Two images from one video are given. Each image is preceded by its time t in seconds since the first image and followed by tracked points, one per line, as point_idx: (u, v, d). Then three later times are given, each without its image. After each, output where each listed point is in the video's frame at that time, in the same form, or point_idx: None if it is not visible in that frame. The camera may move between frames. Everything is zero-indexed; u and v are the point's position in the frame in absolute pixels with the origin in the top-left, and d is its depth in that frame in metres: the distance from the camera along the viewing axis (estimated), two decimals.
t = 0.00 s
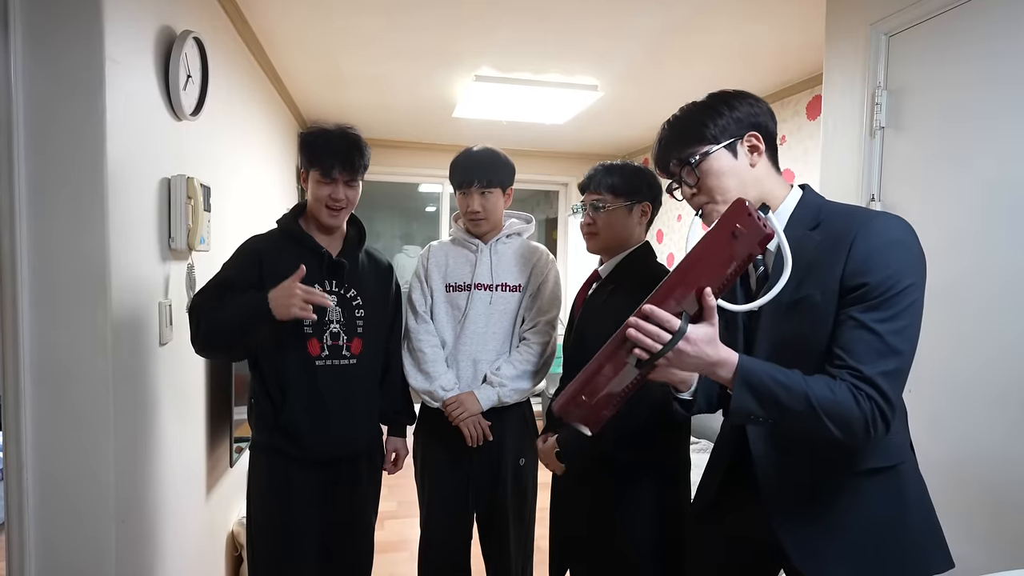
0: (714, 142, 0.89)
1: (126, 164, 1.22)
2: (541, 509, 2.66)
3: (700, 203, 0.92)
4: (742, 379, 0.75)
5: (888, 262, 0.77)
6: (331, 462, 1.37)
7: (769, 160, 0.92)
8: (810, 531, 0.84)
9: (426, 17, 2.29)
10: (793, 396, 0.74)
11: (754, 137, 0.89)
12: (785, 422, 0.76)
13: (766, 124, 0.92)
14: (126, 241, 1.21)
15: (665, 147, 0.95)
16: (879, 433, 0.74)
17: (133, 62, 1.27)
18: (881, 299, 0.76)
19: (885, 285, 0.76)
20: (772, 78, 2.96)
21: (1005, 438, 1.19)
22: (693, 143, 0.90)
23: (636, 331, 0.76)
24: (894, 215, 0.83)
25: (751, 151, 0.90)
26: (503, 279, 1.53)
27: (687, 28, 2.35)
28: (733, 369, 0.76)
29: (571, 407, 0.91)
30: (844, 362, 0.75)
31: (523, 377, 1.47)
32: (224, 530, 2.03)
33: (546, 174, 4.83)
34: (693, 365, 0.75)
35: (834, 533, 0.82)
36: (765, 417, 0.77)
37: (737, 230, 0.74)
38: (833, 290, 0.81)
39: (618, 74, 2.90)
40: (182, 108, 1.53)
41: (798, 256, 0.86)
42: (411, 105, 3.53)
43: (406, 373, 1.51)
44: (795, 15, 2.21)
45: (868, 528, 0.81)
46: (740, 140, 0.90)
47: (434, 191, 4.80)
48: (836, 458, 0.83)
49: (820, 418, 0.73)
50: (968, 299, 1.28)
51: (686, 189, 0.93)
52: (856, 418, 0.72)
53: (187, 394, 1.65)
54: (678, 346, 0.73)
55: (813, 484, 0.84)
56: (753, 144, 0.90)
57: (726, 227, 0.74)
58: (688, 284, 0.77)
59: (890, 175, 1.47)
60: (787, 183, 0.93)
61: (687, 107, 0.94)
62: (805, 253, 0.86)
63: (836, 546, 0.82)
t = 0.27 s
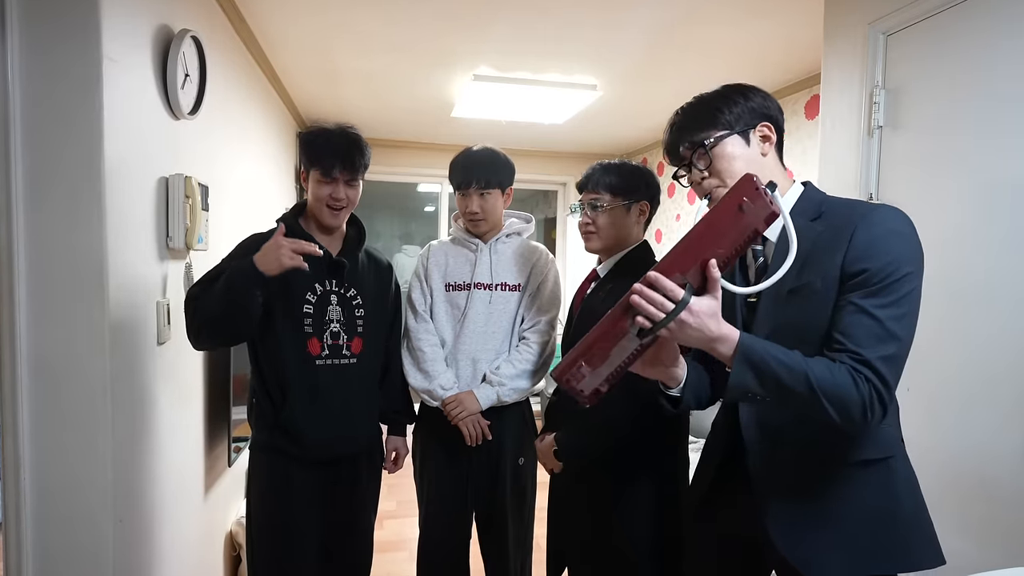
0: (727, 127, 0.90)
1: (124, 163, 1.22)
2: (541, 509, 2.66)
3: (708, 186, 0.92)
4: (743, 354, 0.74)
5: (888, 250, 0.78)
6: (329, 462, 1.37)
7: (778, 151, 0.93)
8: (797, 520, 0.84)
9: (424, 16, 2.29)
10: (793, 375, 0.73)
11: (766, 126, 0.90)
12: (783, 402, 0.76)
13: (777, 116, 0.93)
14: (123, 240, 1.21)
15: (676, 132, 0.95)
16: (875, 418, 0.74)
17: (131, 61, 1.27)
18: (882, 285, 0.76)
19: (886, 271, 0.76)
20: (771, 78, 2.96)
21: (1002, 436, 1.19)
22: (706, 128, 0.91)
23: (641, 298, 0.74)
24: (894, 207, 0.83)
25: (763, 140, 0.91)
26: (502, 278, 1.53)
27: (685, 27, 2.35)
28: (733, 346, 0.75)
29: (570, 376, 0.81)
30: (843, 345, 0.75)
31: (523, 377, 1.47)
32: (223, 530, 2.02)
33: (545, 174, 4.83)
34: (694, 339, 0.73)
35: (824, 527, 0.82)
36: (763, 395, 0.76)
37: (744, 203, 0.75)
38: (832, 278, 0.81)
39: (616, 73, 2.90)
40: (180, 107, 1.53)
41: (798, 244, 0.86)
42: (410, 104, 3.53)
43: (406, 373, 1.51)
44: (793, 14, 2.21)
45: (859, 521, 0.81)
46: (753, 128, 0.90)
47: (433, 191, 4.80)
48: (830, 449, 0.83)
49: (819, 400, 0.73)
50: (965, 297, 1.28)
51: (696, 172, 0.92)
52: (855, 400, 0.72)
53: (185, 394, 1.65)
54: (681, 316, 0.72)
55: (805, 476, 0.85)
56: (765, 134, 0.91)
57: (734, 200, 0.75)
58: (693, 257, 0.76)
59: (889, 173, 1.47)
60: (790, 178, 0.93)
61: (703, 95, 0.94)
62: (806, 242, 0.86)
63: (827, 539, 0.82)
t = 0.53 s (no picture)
0: (747, 112, 0.90)
1: (120, 159, 1.21)
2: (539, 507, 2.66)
3: (722, 168, 0.92)
4: (743, 333, 0.74)
5: (895, 239, 0.77)
6: (327, 459, 1.36)
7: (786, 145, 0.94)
8: (786, 508, 0.83)
9: (423, 14, 2.28)
10: (794, 356, 0.73)
11: (784, 116, 0.91)
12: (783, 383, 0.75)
13: (795, 108, 0.93)
14: (120, 236, 1.20)
15: (696, 111, 0.95)
16: (876, 403, 0.73)
17: (127, 56, 1.26)
18: (888, 272, 0.76)
19: (892, 259, 0.76)
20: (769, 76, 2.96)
21: (1001, 432, 1.19)
22: (726, 110, 0.91)
23: (646, 266, 0.74)
24: (902, 201, 0.83)
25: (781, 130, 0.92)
26: (501, 276, 1.53)
27: (684, 25, 2.35)
28: (735, 324, 0.74)
29: (568, 340, 0.81)
30: (845, 329, 0.75)
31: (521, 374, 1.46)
32: (220, 529, 2.02)
33: (543, 173, 4.82)
34: (696, 313, 0.73)
35: (815, 518, 0.82)
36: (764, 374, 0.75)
37: (756, 180, 0.75)
38: (839, 265, 0.81)
39: (615, 72, 2.90)
40: (177, 103, 1.52)
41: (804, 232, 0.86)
42: (409, 103, 3.52)
43: (404, 370, 1.51)
44: (791, 12, 2.21)
45: (852, 514, 0.81)
46: (773, 115, 0.91)
47: (431, 190, 4.79)
48: (826, 440, 0.83)
49: (819, 382, 0.72)
50: (963, 294, 1.28)
51: (712, 153, 0.92)
52: (856, 383, 0.71)
53: (182, 391, 1.64)
54: (686, 287, 0.72)
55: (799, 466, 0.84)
56: (783, 123, 0.91)
57: (747, 175, 0.75)
58: (702, 230, 0.75)
59: (887, 170, 1.47)
60: (801, 170, 0.93)
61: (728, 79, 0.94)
62: (814, 230, 0.86)
63: (816, 530, 0.82)
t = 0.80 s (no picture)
0: (758, 108, 0.89)
1: (116, 160, 1.21)
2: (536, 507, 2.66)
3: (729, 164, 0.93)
4: (747, 322, 0.72)
5: (904, 239, 0.77)
6: (324, 460, 1.36)
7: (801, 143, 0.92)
8: (772, 502, 0.83)
9: (420, 15, 2.28)
10: (798, 347, 0.72)
11: (795, 112, 0.89)
12: (784, 374, 0.74)
13: (813, 104, 0.91)
14: (115, 237, 1.20)
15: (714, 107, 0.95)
16: (876, 397, 0.72)
17: (122, 57, 1.26)
18: (896, 269, 0.75)
19: (901, 257, 0.76)
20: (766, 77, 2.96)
21: (996, 433, 1.20)
22: (736, 106, 0.91)
23: (654, 249, 0.71)
24: (913, 202, 0.82)
25: (792, 125, 0.89)
26: (498, 277, 1.53)
27: (680, 26, 2.35)
28: (739, 313, 0.73)
29: (574, 327, 0.73)
30: (849, 322, 0.74)
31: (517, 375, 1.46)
32: (217, 530, 2.02)
33: (541, 173, 4.83)
34: (702, 299, 0.72)
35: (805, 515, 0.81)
36: (766, 364, 0.74)
37: (764, 165, 0.73)
38: (845, 260, 0.80)
39: (612, 73, 2.90)
40: (173, 104, 1.52)
41: (811, 227, 0.85)
42: (406, 103, 3.52)
43: (400, 370, 1.51)
44: (787, 13, 2.21)
45: (845, 513, 0.80)
46: (784, 111, 0.89)
47: (428, 191, 4.79)
48: (825, 435, 0.82)
49: (822, 374, 0.71)
50: (958, 295, 1.29)
51: (722, 149, 0.94)
52: (858, 377, 0.70)
53: (178, 392, 1.64)
54: (694, 272, 0.70)
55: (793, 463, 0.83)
56: (794, 119, 0.89)
57: (755, 160, 0.73)
58: (712, 214, 0.72)
59: (883, 170, 1.47)
60: (813, 168, 0.92)
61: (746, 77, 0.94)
62: (822, 225, 0.85)
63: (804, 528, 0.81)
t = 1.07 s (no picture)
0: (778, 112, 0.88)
1: (112, 159, 1.21)
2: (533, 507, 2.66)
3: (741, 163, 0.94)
4: (737, 278, 0.69)
5: (906, 239, 0.75)
6: (321, 457, 1.36)
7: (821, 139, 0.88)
8: (738, 484, 0.81)
9: (417, 15, 2.28)
10: (782, 310, 0.67)
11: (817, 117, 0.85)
12: (763, 341, 0.70)
13: (841, 113, 0.88)
14: (111, 235, 1.20)
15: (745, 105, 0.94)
16: (852, 381, 0.67)
17: (118, 55, 1.25)
18: (894, 264, 0.72)
19: (901, 255, 0.73)
20: (763, 77, 2.96)
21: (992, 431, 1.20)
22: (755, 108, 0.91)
23: (659, 183, 0.71)
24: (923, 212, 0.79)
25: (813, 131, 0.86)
26: (494, 276, 1.53)
27: (677, 26, 2.35)
28: (730, 269, 0.70)
29: (563, 238, 0.77)
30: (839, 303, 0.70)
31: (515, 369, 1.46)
32: (213, 529, 2.01)
33: (538, 173, 4.83)
34: (694, 246, 0.70)
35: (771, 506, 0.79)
36: (749, 326, 0.70)
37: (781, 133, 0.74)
38: (846, 254, 0.78)
39: (609, 73, 2.91)
40: (169, 103, 1.52)
41: (817, 224, 0.84)
42: (403, 103, 3.52)
43: (397, 369, 1.51)
44: (783, 14, 2.21)
45: (817, 509, 0.77)
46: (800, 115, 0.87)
47: (426, 191, 4.79)
48: (804, 423, 0.78)
49: (800, 341, 0.66)
50: (953, 294, 1.29)
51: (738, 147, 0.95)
52: (837, 352, 0.65)
53: (175, 392, 1.64)
54: (692, 214, 0.69)
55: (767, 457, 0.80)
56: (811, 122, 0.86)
57: (775, 125, 0.74)
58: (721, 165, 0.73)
59: (879, 170, 1.47)
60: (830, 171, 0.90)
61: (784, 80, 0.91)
62: (829, 224, 0.84)
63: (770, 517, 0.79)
